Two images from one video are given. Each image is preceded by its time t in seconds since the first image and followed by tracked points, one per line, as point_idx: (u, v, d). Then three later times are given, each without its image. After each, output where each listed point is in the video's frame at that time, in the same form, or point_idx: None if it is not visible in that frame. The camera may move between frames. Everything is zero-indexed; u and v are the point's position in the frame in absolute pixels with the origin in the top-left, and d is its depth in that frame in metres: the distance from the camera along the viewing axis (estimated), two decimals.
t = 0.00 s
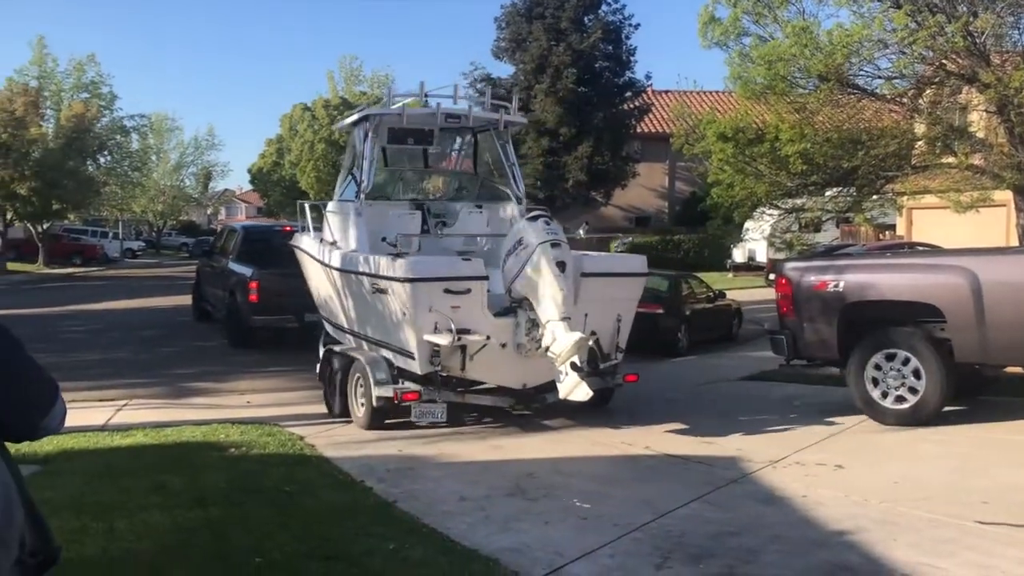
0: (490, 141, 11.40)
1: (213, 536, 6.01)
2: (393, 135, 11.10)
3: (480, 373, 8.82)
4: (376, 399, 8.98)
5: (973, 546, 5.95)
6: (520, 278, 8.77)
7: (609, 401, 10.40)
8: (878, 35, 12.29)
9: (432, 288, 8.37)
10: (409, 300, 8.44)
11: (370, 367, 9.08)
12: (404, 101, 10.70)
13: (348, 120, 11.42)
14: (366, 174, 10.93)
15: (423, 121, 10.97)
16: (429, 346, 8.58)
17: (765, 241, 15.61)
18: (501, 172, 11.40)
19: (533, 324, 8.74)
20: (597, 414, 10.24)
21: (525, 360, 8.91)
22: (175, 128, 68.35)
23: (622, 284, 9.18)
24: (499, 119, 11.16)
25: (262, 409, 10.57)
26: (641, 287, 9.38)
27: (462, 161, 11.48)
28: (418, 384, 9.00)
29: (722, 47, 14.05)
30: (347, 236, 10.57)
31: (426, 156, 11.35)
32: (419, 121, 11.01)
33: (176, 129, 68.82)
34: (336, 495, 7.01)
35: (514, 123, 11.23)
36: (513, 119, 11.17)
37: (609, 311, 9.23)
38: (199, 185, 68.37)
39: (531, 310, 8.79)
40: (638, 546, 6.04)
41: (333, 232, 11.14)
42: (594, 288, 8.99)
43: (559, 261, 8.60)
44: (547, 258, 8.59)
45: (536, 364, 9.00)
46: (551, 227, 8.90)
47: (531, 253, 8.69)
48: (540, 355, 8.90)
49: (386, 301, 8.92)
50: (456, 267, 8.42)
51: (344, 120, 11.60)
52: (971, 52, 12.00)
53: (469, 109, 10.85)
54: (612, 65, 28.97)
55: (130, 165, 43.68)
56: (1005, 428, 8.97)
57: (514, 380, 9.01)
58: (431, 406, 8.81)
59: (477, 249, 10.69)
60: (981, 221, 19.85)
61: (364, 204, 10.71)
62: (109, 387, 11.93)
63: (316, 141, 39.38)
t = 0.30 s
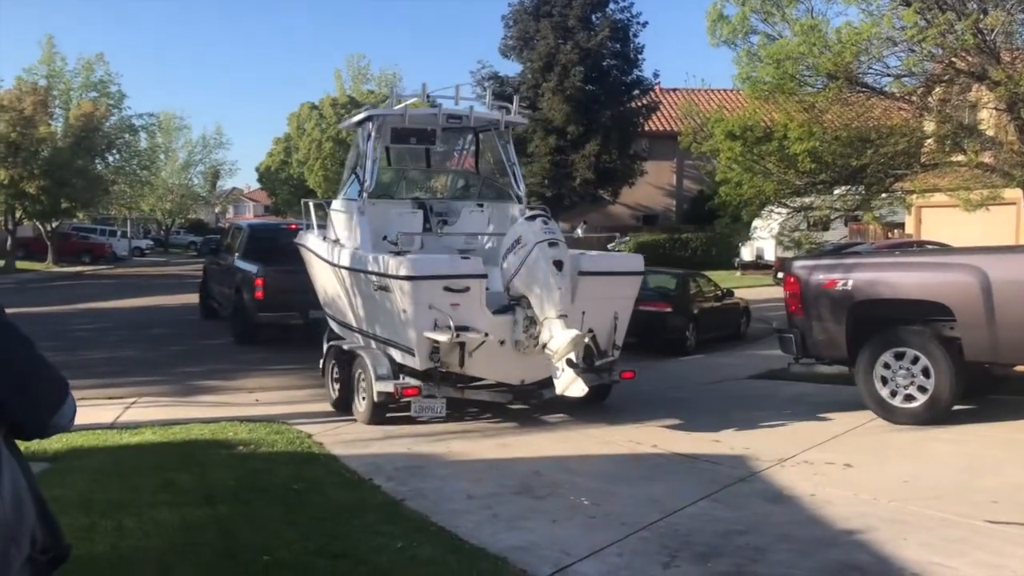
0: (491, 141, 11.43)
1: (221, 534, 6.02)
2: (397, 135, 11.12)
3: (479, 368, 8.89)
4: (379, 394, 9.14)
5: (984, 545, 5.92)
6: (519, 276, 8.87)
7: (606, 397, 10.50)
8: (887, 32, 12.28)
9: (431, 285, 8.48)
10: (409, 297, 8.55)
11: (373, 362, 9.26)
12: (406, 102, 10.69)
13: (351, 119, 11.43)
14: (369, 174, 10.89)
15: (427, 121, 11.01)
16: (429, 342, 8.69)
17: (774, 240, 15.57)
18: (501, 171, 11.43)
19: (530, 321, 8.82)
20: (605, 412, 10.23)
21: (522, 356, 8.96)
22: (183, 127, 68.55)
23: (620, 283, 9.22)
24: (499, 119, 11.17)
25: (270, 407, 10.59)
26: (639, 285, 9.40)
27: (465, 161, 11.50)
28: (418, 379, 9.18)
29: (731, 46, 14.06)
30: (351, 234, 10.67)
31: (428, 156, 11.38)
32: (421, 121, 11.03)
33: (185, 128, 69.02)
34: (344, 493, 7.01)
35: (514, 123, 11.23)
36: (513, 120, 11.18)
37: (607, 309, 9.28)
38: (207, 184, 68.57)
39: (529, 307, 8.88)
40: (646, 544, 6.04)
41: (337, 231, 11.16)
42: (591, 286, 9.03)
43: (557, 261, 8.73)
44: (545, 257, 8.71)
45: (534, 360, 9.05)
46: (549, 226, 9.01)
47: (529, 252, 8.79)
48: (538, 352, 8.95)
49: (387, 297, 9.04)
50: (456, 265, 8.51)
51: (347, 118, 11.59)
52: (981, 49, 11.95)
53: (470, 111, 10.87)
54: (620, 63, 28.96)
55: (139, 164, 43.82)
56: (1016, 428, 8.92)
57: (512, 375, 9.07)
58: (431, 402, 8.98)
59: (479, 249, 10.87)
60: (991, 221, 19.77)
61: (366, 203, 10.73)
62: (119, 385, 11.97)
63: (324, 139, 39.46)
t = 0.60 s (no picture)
0: (493, 144, 11.55)
1: (231, 534, 6.04)
2: (400, 138, 11.27)
3: (478, 368, 8.99)
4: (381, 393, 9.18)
5: (995, 546, 5.90)
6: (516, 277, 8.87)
7: (605, 397, 10.65)
8: (897, 32, 12.27)
9: (431, 287, 8.56)
10: (410, 298, 8.63)
11: (375, 361, 9.34)
12: (407, 106, 10.84)
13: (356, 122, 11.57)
14: (372, 177, 11.00)
15: (429, 125, 11.16)
16: (429, 342, 8.77)
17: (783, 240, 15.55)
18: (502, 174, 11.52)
19: (529, 321, 8.88)
20: (614, 413, 10.22)
21: (521, 356, 9.06)
22: (192, 128, 68.75)
23: (617, 283, 9.34)
24: (500, 122, 11.25)
25: (279, 407, 10.61)
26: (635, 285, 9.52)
27: (466, 164, 11.60)
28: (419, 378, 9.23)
29: (740, 46, 14.06)
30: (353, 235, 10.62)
31: (431, 159, 11.55)
32: (423, 124, 11.20)
33: (194, 129, 69.22)
34: (353, 494, 7.03)
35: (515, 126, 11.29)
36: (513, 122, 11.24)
37: (605, 309, 9.38)
38: (217, 185, 68.74)
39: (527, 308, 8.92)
40: (655, 545, 6.03)
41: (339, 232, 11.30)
42: (589, 287, 9.15)
43: (553, 262, 8.78)
44: (542, 259, 8.75)
45: (533, 360, 9.15)
46: (546, 227, 9.05)
47: (526, 253, 8.82)
48: (537, 352, 9.03)
49: (389, 298, 9.13)
50: (456, 266, 8.60)
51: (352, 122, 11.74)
52: (990, 48, 11.79)
53: (469, 115, 11.04)
54: (628, 63, 28.96)
55: (148, 166, 43.96)
56: None
57: (511, 375, 9.16)
58: (432, 400, 8.99)
59: (481, 251, 10.69)
60: (1003, 220, 19.67)
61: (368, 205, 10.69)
62: (129, 386, 12.01)
63: (333, 141, 39.53)
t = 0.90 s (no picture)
0: (495, 150, 11.60)
1: (240, 538, 6.05)
2: (403, 144, 11.23)
3: (479, 371, 9.02)
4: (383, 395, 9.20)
5: (1006, 551, 5.88)
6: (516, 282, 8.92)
7: (602, 400, 10.74)
8: (905, 35, 12.32)
9: (431, 291, 8.62)
10: (410, 302, 8.69)
11: (376, 364, 9.35)
12: (410, 113, 10.84)
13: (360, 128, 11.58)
14: (375, 183, 11.07)
15: (432, 131, 11.19)
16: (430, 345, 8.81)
17: (792, 244, 15.54)
18: (502, 180, 11.63)
19: (529, 325, 8.93)
20: (621, 417, 10.22)
21: (520, 359, 9.08)
22: (201, 133, 68.98)
23: (616, 288, 9.37)
24: (501, 129, 11.30)
25: (287, 411, 10.63)
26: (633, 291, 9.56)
27: (468, 170, 11.62)
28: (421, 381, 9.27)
29: (748, 49, 14.06)
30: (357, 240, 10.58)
31: (434, 166, 11.52)
32: (426, 131, 11.22)
33: (202, 134, 69.47)
34: (361, 497, 7.04)
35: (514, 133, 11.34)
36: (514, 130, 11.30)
37: (604, 313, 9.40)
38: (225, 190, 68.93)
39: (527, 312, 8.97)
40: (664, 549, 6.03)
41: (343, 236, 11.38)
42: (589, 292, 9.17)
43: (552, 267, 8.81)
44: (541, 264, 8.79)
45: (531, 363, 9.15)
46: (545, 233, 9.09)
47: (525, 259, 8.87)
48: (536, 355, 9.05)
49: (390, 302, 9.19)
50: (455, 271, 8.66)
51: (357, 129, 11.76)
52: (1000, 52, 11.84)
53: (470, 122, 11.10)
54: (635, 67, 28.97)
55: (157, 171, 44.10)
56: None
57: (510, 377, 9.15)
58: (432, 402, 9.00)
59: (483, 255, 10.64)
60: (1011, 223, 19.64)
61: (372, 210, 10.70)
62: (138, 390, 12.04)
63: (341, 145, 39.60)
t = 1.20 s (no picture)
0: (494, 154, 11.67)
1: (247, 539, 6.07)
2: (403, 149, 11.33)
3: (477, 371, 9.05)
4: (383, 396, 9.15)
5: (1013, 554, 5.86)
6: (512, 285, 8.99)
7: (597, 401, 10.72)
8: (913, 38, 12.20)
9: (429, 293, 8.66)
10: (409, 305, 8.74)
11: (376, 365, 9.33)
12: (409, 117, 10.95)
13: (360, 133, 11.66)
14: (376, 186, 11.10)
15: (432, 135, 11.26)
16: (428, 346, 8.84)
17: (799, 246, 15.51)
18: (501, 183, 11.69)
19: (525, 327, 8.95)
20: (626, 420, 10.21)
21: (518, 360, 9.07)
22: (208, 135, 69.14)
23: (613, 290, 9.38)
24: (499, 134, 11.42)
25: (293, 413, 10.64)
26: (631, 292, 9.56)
27: (468, 173, 11.67)
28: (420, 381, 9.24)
29: (755, 51, 14.04)
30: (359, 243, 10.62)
31: (434, 170, 11.59)
32: (426, 135, 11.31)
33: (210, 137, 69.63)
34: (367, 499, 7.05)
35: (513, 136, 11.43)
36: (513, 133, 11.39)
37: (601, 316, 9.44)
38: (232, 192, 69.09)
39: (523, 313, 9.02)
40: (670, 552, 6.02)
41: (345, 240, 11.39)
42: (587, 295, 9.17)
43: (547, 270, 8.89)
44: (536, 267, 8.86)
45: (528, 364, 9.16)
46: (541, 236, 9.16)
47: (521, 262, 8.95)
48: (534, 356, 9.07)
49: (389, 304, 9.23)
50: (454, 274, 8.71)
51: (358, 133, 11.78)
52: (1009, 54, 11.78)
53: (469, 127, 11.18)
54: (642, 69, 28.97)
55: (165, 173, 44.23)
56: None
57: (508, 378, 9.15)
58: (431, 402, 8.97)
59: (483, 257, 10.79)
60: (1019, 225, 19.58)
61: (373, 213, 10.75)
62: (145, 392, 12.07)
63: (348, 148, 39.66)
